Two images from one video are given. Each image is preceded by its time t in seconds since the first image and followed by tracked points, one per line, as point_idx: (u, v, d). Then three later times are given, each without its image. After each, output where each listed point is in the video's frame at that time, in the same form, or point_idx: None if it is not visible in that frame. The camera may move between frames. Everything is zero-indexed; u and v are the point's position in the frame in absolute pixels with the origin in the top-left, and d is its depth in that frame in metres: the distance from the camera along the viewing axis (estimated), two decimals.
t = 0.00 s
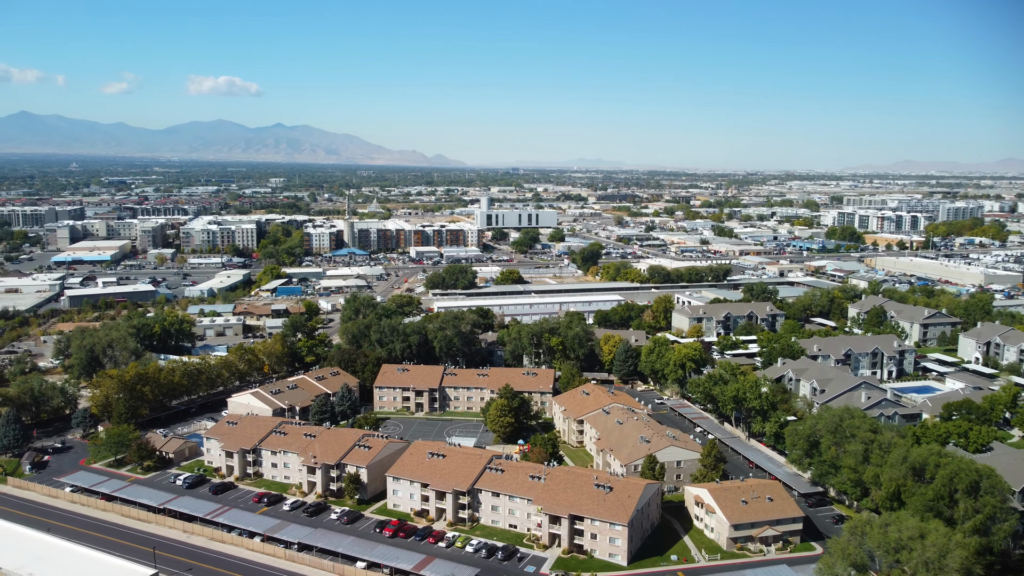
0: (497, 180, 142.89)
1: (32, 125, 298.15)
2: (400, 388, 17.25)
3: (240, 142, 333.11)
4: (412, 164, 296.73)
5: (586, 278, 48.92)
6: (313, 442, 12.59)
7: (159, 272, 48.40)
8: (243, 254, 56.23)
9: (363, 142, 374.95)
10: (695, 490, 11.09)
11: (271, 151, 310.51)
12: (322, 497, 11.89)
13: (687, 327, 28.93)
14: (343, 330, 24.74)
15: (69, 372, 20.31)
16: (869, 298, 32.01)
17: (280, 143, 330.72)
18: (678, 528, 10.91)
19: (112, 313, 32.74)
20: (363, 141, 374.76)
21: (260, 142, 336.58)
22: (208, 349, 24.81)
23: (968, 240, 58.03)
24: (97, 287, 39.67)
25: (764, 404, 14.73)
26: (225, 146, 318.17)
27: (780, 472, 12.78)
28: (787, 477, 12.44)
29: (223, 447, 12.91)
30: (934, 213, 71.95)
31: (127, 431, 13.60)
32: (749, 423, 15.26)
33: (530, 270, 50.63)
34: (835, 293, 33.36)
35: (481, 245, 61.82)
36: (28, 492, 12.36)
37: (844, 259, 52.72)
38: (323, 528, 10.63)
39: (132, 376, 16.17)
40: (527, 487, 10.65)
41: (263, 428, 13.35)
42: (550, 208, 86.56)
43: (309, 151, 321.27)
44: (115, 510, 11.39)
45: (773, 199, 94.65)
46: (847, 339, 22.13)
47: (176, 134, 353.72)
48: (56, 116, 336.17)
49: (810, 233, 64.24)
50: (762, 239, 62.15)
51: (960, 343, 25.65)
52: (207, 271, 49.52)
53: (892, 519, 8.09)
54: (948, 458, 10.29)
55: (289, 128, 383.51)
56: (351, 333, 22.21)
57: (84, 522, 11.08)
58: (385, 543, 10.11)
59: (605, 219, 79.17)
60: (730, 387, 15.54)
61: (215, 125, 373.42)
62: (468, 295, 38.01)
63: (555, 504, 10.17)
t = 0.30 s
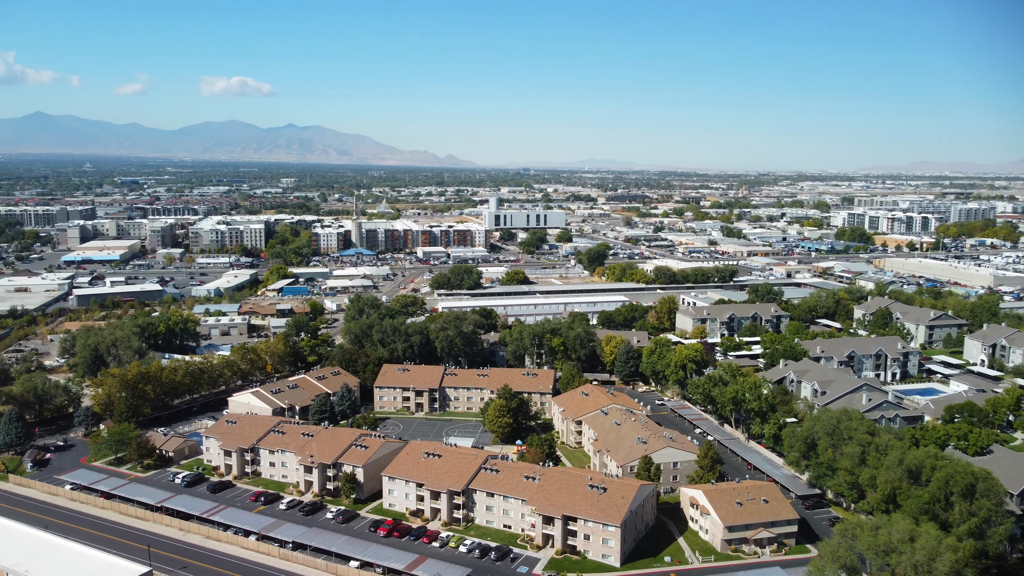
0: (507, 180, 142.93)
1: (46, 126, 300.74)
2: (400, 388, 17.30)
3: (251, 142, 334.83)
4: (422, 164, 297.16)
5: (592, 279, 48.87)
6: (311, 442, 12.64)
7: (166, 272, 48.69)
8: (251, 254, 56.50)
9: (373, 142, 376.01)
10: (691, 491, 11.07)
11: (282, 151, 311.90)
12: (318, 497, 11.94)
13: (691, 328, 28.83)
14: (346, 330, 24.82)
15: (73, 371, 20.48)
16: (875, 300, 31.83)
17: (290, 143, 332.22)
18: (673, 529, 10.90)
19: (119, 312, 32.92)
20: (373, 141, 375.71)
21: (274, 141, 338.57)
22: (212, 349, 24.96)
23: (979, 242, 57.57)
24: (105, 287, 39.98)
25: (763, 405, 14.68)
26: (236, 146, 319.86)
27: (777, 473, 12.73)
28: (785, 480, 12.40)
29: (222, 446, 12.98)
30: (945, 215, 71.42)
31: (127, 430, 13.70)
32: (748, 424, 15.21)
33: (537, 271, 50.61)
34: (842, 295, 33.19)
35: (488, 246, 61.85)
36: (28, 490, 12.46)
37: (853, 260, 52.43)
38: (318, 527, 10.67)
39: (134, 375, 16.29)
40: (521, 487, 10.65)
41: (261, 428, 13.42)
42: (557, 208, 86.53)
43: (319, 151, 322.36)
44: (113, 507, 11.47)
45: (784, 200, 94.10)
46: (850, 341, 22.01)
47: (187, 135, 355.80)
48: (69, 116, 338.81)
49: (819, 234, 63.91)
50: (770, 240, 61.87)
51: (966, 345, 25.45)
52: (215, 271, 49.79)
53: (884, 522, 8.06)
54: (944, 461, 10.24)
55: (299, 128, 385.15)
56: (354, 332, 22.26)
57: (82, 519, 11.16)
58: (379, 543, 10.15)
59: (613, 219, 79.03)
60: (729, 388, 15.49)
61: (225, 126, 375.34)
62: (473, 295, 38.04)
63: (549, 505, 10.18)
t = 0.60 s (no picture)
0: (516, 180, 142.99)
1: (59, 126, 303.25)
2: (400, 387, 17.35)
3: (262, 142, 336.58)
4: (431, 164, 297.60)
5: (598, 279, 48.81)
6: (308, 440, 12.69)
7: (174, 271, 48.98)
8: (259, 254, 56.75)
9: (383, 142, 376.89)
10: (686, 492, 11.05)
11: (292, 151, 313.21)
12: (315, 495, 11.99)
13: (695, 329, 28.77)
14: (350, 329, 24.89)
15: (78, 368, 20.65)
16: (881, 301, 31.65)
17: (301, 143, 333.64)
18: (668, 530, 10.90)
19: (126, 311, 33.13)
20: (386, 141, 375.94)
21: (285, 142, 340.05)
22: (216, 348, 25.10)
23: (990, 243, 57.12)
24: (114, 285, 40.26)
25: (762, 407, 14.64)
26: (247, 146, 321.57)
27: (775, 475, 12.68)
28: (782, 481, 12.35)
29: (220, 444, 13.05)
30: (957, 215, 70.88)
31: (128, 428, 13.79)
32: (748, 425, 15.17)
33: (543, 271, 50.59)
34: (847, 296, 33.01)
35: (496, 246, 61.87)
36: (29, 486, 12.58)
37: (862, 261, 52.13)
38: (313, 526, 10.72)
39: (137, 374, 16.42)
40: (516, 487, 10.67)
41: (260, 426, 13.49)
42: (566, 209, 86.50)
43: (329, 151, 323.42)
44: (111, 505, 11.56)
45: (795, 200, 93.60)
46: (853, 342, 21.89)
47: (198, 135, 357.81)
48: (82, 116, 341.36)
49: (829, 235, 63.59)
50: (779, 241, 61.60)
51: (971, 347, 25.27)
52: (223, 270, 50.07)
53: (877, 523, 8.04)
54: (941, 464, 10.19)
55: (309, 129, 386.59)
56: (357, 332, 22.31)
57: (80, 516, 11.25)
58: (374, 542, 10.19)
59: (622, 220, 78.89)
60: (729, 389, 15.45)
61: (236, 126, 377.16)
62: (478, 295, 38.07)
63: (543, 505, 10.19)
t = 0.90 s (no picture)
0: (527, 181, 142.99)
1: (72, 126, 305.64)
2: (401, 387, 17.41)
3: (274, 142, 338.32)
4: (441, 164, 298.08)
5: (604, 280, 48.77)
6: (306, 439, 12.75)
7: (183, 271, 49.30)
8: (267, 253, 57.02)
9: (393, 142, 377.77)
10: (681, 492, 11.04)
11: (303, 151, 314.59)
12: (312, 494, 12.05)
13: (699, 329, 28.70)
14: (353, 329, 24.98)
15: (83, 367, 20.80)
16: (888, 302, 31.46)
17: (311, 143, 335.17)
18: (663, 530, 10.89)
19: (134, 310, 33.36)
20: (396, 142, 376.96)
21: (295, 142, 341.53)
22: (221, 347, 25.25)
23: (1002, 244, 56.61)
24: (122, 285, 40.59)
25: (761, 407, 14.63)
26: (259, 146, 323.36)
27: (772, 476, 12.64)
28: (780, 483, 12.30)
29: (219, 442, 13.13)
30: (969, 216, 70.31)
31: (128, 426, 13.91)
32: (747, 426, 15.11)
33: (550, 271, 50.56)
34: (854, 297, 32.83)
35: (503, 246, 61.88)
36: (30, 484, 12.70)
37: (870, 262, 51.81)
38: (309, 524, 10.78)
39: (139, 373, 16.54)
40: (510, 487, 10.68)
41: (259, 425, 13.56)
42: (574, 209, 86.48)
43: (339, 151, 324.45)
44: (111, 502, 11.67)
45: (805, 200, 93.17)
46: (857, 343, 21.77)
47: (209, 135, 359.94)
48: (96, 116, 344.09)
49: (838, 236, 63.24)
50: (788, 242, 61.32)
51: (977, 349, 25.08)
52: (231, 270, 50.34)
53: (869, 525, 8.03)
54: (937, 466, 10.13)
55: (320, 129, 388.16)
56: (359, 332, 22.37)
57: (80, 513, 11.37)
58: (368, 540, 10.24)
59: (630, 220, 78.78)
60: (728, 390, 15.40)
61: (247, 126, 378.98)
62: (483, 295, 38.14)
63: (537, 504, 10.21)
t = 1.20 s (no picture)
0: (537, 181, 143.01)
1: (86, 126, 308.05)
2: (401, 387, 17.46)
3: (284, 142, 339.88)
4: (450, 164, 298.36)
5: (611, 280, 48.70)
6: (304, 438, 12.81)
7: (191, 270, 49.62)
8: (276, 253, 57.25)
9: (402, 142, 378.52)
10: (677, 493, 11.02)
11: (313, 151, 315.73)
12: (309, 493, 12.11)
13: (703, 330, 28.62)
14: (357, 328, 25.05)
15: (89, 365, 20.97)
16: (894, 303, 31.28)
17: (322, 143, 336.41)
18: (658, 531, 10.87)
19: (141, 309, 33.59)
20: (406, 142, 377.74)
21: (306, 142, 342.85)
22: (226, 346, 25.39)
23: (1013, 244, 56.08)
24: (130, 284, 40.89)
25: (761, 408, 14.59)
26: (269, 146, 324.87)
27: (770, 477, 12.60)
28: (777, 484, 12.26)
29: (219, 441, 13.21)
30: (981, 217, 69.73)
31: (130, 424, 14.02)
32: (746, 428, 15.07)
33: (556, 271, 50.53)
34: (860, 298, 32.65)
35: (511, 246, 61.90)
36: (32, 481, 12.82)
37: (879, 263, 51.50)
38: (304, 523, 10.83)
39: (142, 371, 16.67)
40: (505, 487, 10.70)
41: (258, 424, 13.63)
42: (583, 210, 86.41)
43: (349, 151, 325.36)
44: (109, 500, 11.76)
45: (817, 201, 92.62)
46: (860, 344, 21.66)
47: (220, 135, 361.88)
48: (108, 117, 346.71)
49: (848, 236, 62.87)
50: (797, 242, 61.00)
51: (983, 350, 24.88)
52: (239, 270, 50.60)
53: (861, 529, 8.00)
54: (934, 468, 10.06)
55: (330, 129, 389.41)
56: (363, 331, 22.44)
57: (78, 510, 11.47)
58: (363, 539, 10.28)
59: (639, 220, 78.61)
60: (728, 391, 15.36)
61: (258, 126, 380.91)
62: (488, 295, 38.14)
63: (531, 504, 10.22)
